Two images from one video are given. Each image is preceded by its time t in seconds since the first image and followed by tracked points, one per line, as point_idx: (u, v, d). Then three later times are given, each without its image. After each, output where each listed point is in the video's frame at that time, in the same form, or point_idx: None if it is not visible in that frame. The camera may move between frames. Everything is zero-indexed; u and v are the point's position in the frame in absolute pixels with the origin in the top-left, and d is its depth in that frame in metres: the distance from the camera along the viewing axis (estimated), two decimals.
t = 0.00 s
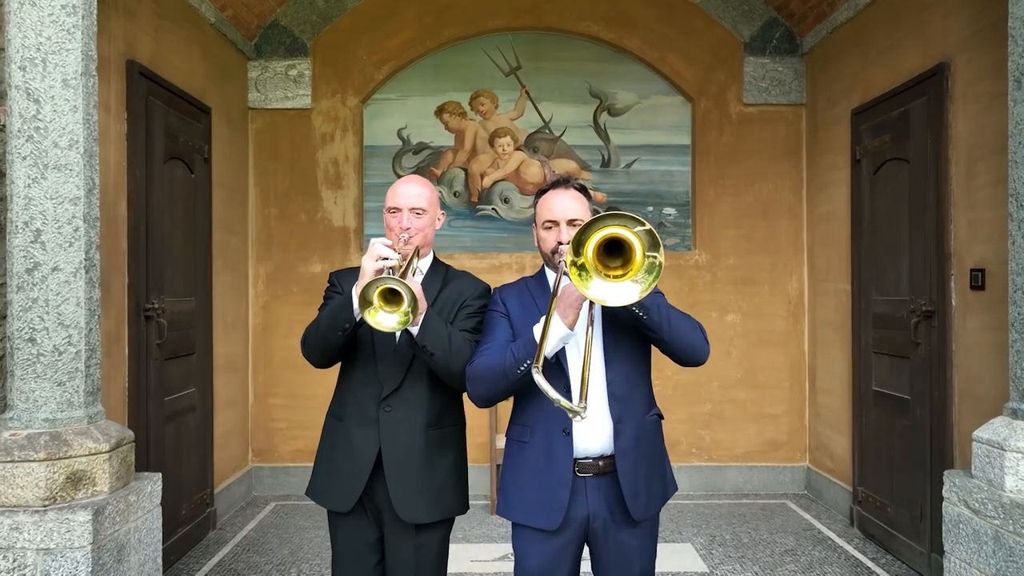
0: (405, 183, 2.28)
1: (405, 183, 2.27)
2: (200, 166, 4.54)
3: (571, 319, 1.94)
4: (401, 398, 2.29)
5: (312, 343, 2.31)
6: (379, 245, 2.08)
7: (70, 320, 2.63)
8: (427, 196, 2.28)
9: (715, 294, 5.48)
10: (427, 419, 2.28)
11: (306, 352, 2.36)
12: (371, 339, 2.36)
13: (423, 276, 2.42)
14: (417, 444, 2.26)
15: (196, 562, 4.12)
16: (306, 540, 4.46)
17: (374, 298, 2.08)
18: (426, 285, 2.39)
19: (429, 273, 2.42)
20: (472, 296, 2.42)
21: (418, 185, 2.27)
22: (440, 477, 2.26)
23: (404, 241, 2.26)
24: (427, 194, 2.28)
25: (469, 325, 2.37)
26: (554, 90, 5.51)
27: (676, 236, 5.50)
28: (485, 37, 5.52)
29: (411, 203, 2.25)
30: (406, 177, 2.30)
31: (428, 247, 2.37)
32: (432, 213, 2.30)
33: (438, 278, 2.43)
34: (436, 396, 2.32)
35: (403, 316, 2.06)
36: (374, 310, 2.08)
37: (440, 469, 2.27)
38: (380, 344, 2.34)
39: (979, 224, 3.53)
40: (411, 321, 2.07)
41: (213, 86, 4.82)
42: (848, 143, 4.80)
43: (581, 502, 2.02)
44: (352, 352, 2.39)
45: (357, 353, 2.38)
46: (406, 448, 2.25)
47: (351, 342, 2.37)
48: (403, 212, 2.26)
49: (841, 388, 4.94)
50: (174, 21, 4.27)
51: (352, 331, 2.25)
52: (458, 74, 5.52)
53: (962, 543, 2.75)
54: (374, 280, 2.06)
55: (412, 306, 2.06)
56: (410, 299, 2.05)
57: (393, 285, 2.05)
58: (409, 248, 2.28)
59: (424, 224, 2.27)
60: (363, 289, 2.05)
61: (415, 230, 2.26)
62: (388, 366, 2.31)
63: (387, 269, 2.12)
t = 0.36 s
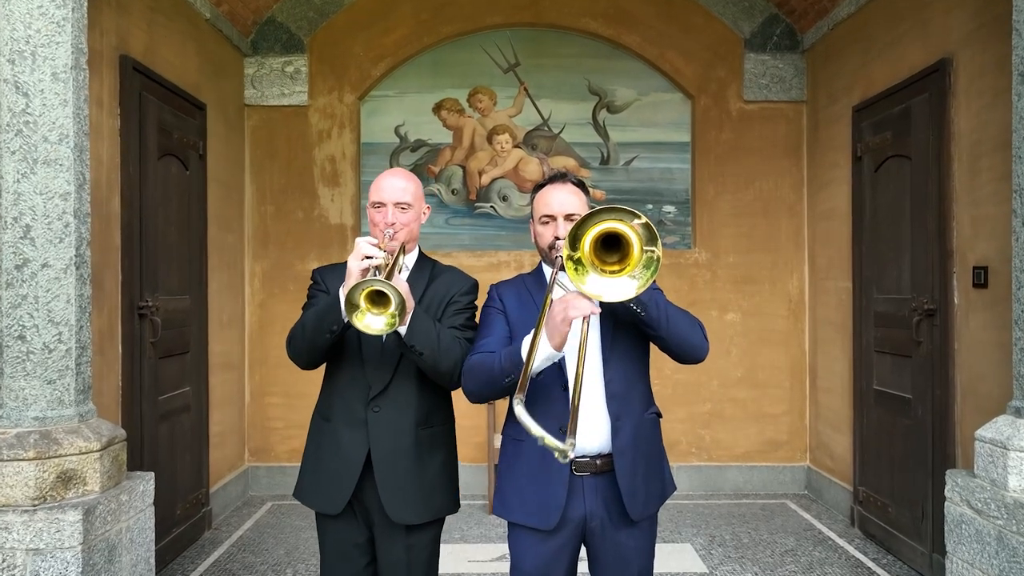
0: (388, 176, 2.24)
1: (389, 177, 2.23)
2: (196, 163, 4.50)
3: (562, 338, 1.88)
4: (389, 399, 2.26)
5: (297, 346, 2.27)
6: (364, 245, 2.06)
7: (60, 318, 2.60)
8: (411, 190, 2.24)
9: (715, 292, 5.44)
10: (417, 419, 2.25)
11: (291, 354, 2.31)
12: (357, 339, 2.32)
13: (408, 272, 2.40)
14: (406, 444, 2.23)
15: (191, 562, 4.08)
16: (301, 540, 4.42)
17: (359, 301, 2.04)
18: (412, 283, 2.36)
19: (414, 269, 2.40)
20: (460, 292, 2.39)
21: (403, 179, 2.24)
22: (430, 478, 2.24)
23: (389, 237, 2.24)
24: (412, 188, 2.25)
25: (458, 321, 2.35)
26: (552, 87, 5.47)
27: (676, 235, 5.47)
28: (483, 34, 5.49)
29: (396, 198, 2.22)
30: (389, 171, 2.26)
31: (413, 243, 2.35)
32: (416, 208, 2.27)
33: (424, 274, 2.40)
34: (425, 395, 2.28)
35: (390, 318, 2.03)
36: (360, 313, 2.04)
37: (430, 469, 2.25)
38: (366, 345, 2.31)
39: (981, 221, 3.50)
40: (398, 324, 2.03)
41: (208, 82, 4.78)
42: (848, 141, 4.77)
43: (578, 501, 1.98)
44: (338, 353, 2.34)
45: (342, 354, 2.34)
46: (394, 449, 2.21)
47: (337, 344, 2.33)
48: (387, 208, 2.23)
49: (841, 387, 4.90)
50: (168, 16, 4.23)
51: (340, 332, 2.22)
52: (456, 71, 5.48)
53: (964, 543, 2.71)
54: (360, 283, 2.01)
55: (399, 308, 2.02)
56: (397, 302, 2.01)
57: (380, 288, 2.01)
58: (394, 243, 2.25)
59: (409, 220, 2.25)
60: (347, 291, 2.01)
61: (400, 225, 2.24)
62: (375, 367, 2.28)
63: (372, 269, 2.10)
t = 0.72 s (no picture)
0: (377, 175, 2.24)
1: (377, 176, 2.24)
2: (196, 163, 4.50)
3: (552, 356, 1.83)
4: (383, 400, 2.26)
5: (291, 350, 2.26)
6: (356, 247, 2.04)
7: (61, 317, 2.60)
8: (400, 189, 2.25)
9: (715, 292, 5.44)
10: (411, 419, 2.26)
11: (285, 357, 2.30)
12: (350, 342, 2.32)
13: (399, 272, 2.40)
14: (401, 445, 2.23)
15: (191, 562, 4.08)
16: (301, 540, 4.42)
17: (353, 305, 2.02)
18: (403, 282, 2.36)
19: (405, 268, 2.40)
20: (451, 290, 2.39)
21: (391, 178, 2.24)
22: (425, 478, 2.25)
23: (379, 237, 2.24)
24: (401, 187, 2.25)
25: (450, 320, 2.36)
26: (552, 87, 5.47)
27: (676, 235, 5.47)
28: (483, 35, 5.49)
29: (385, 197, 2.22)
30: (377, 170, 2.26)
31: (403, 242, 2.35)
32: (406, 207, 2.28)
33: (415, 273, 2.40)
34: (418, 396, 2.30)
35: (384, 322, 2.04)
36: (354, 317, 2.03)
37: (425, 470, 2.26)
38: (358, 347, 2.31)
39: (981, 221, 3.50)
40: (393, 327, 2.06)
41: (209, 82, 4.78)
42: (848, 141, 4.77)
43: (579, 500, 1.99)
44: (332, 356, 2.34)
45: (335, 356, 2.34)
46: (389, 450, 2.22)
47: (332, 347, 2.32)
48: (377, 207, 2.23)
49: (841, 387, 4.91)
50: (169, 16, 4.23)
51: (337, 336, 2.22)
52: (456, 71, 5.49)
53: (964, 543, 2.72)
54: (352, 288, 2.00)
55: (393, 312, 2.05)
56: (392, 305, 2.03)
57: (374, 292, 2.02)
58: (385, 243, 2.26)
59: (399, 219, 2.26)
60: (343, 295, 1.98)
61: (390, 225, 2.25)
62: (368, 369, 2.28)
63: (364, 271, 2.10)
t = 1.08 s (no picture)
0: (376, 174, 2.24)
1: (377, 175, 2.24)
2: (200, 162, 4.51)
3: (562, 355, 1.85)
4: (385, 399, 2.27)
5: (293, 350, 2.26)
6: (358, 247, 2.05)
7: (69, 316, 2.61)
8: (399, 188, 2.26)
9: (717, 291, 5.45)
10: (413, 418, 2.27)
11: (287, 357, 2.30)
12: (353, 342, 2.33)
13: (400, 270, 2.40)
14: (403, 443, 2.24)
15: (196, 561, 4.09)
16: (305, 539, 4.43)
17: (358, 306, 2.04)
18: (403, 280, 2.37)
19: (406, 266, 2.41)
20: (451, 289, 2.40)
21: (390, 177, 2.25)
22: (427, 476, 2.26)
23: (380, 236, 2.25)
24: (400, 185, 2.26)
25: (451, 318, 2.37)
26: (555, 87, 5.48)
27: (678, 234, 5.48)
28: (486, 34, 5.50)
29: (384, 196, 2.23)
30: (376, 169, 2.27)
31: (403, 240, 2.36)
32: (406, 205, 2.28)
33: (415, 271, 2.41)
34: (420, 395, 2.30)
35: (389, 321, 2.05)
36: (359, 318, 2.05)
37: (427, 468, 2.26)
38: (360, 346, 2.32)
39: (984, 220, 3.52)
40: (398, 325, 2.05)
41: (212, 82, 4.79)
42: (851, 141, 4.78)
43: (588, 498, 2.00)
44: (334, 355, 2.34)
45: (337, 356, 2.34)
46: (392, 449, 2.23)
47: (334, 346, 2.33)
48: (377, 207, 2.24)
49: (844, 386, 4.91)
50: (173, 15, 4.23)
51: (339, 335, 2.22)
52: (459, 70, 5.50)
53: (968, 541, 2.73)
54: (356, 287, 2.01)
55: (397, 311, 2.04)
56: (395, 305, 2.02)
57: (377, 291, 2.02)
58: (385, 243, 2.27)
59: (399, 218, 2.26)
60: (347, 295, 2.01)
61: (390, 224, 2.25)
62: (370, 368, 2.29)
63: (367, 271, 2.10)
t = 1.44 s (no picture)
0: (377, 176, 2.24)
1: (378, 176, 2.24)
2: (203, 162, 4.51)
3: (567, 354, 1.84)
4: (387, 400, 2.27)
5: (297, 352, 2.26)
6: (361, 250, 2.05)
7: (74, 316, 2.61)
8: (401, 189, 2.25)
9: (719, 291, 5.45)
10: (416, 418, 2.27)
11: (291, 359, 2.30)
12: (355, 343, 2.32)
13: (400, 271, 2.41)
14: (406, 445, 2.24)
15: (199, 561, 4.09)
16: (308, 539, 4.43)
17: (360, 309, 2.04)
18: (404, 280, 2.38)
19: (407, 267, 2.41)
20: (452, 289, 2.40)
21: (392, 178, 2.24)
22: (430, 477, 2.26)
23: (380, 238, 2.25)
24: (400, 186, 2.26)
25: (453, 319, 2.36)
26: (558, 87, 5.48)
27: (681, 234, 5.48)
28: (488, 35, 5.50)
29: (385, 198, 2.23)
30: (377, 170, 2.26)
31: (404, 241, 2.36)
32: (407, 207, 2.28)
33: (417, 271, 2.42)
34: (422, 396, 2.31)
35: (392, 323, 2.05)
36: (362, 320, 2.04)
37: (430, 469, 2.27)
38: (363, 348, 2.32)
39: (987, 220, 3.52)
40: (401, 328, 2.06)
41: (215, 82, 4.79)
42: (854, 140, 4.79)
43: (595, 498, 2.00)
44: (337, 357, 2.34)
45: (340, 357, 2.34)
46: (395, 450, 2.23)
47: (338, 347, 2.32)
48: (377, 208, 2.24)
49: (846, 386, 4.92)
50: (177, 16, 4.24)
51: (343, 337, 2.22)
52: (461, 71, 5.50)
53: (973, 541, 2.73)
54: (360, 289, 2.02)
55: (400, 313, 2.05)
56: (399, 307, 2.03)
57: (381, 293, 2.02)
58: (386, 244, 2.27)
59: (400, 220, 2.26)
60: (350, 298, 2.00)
61: (391, 225, 2.25)
62: (373, 369, 2.29)
63: (369, 273, 2.11)
